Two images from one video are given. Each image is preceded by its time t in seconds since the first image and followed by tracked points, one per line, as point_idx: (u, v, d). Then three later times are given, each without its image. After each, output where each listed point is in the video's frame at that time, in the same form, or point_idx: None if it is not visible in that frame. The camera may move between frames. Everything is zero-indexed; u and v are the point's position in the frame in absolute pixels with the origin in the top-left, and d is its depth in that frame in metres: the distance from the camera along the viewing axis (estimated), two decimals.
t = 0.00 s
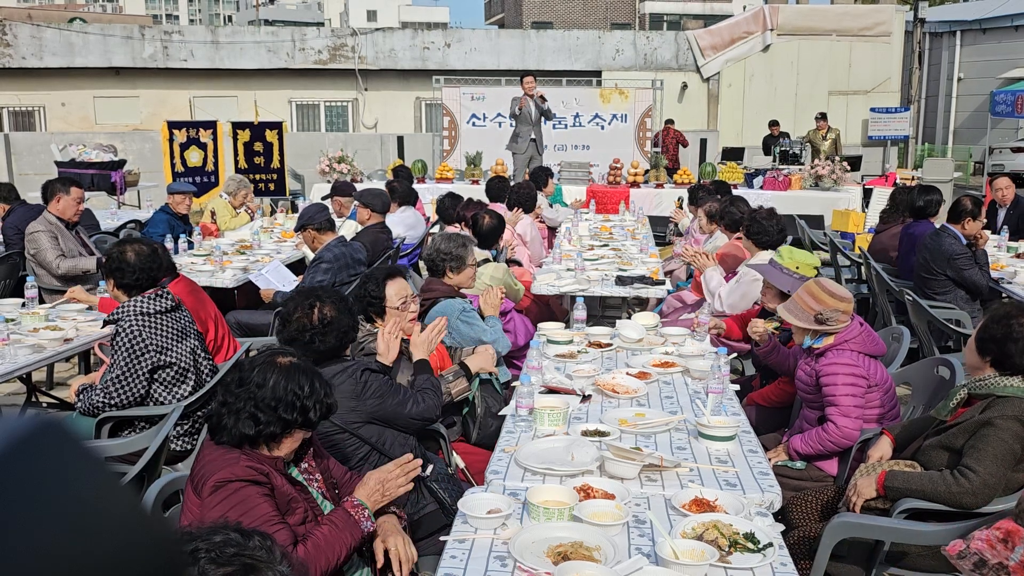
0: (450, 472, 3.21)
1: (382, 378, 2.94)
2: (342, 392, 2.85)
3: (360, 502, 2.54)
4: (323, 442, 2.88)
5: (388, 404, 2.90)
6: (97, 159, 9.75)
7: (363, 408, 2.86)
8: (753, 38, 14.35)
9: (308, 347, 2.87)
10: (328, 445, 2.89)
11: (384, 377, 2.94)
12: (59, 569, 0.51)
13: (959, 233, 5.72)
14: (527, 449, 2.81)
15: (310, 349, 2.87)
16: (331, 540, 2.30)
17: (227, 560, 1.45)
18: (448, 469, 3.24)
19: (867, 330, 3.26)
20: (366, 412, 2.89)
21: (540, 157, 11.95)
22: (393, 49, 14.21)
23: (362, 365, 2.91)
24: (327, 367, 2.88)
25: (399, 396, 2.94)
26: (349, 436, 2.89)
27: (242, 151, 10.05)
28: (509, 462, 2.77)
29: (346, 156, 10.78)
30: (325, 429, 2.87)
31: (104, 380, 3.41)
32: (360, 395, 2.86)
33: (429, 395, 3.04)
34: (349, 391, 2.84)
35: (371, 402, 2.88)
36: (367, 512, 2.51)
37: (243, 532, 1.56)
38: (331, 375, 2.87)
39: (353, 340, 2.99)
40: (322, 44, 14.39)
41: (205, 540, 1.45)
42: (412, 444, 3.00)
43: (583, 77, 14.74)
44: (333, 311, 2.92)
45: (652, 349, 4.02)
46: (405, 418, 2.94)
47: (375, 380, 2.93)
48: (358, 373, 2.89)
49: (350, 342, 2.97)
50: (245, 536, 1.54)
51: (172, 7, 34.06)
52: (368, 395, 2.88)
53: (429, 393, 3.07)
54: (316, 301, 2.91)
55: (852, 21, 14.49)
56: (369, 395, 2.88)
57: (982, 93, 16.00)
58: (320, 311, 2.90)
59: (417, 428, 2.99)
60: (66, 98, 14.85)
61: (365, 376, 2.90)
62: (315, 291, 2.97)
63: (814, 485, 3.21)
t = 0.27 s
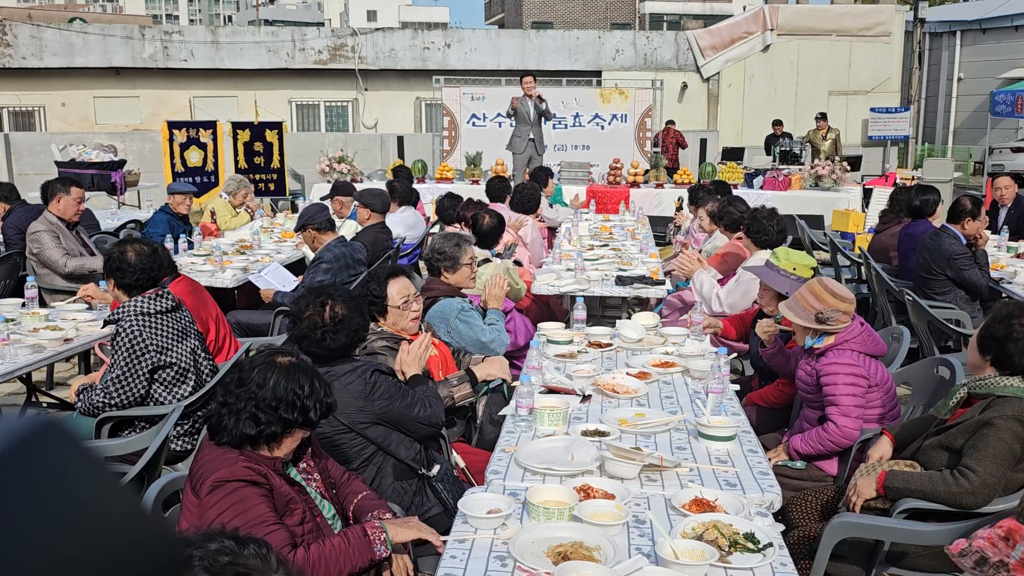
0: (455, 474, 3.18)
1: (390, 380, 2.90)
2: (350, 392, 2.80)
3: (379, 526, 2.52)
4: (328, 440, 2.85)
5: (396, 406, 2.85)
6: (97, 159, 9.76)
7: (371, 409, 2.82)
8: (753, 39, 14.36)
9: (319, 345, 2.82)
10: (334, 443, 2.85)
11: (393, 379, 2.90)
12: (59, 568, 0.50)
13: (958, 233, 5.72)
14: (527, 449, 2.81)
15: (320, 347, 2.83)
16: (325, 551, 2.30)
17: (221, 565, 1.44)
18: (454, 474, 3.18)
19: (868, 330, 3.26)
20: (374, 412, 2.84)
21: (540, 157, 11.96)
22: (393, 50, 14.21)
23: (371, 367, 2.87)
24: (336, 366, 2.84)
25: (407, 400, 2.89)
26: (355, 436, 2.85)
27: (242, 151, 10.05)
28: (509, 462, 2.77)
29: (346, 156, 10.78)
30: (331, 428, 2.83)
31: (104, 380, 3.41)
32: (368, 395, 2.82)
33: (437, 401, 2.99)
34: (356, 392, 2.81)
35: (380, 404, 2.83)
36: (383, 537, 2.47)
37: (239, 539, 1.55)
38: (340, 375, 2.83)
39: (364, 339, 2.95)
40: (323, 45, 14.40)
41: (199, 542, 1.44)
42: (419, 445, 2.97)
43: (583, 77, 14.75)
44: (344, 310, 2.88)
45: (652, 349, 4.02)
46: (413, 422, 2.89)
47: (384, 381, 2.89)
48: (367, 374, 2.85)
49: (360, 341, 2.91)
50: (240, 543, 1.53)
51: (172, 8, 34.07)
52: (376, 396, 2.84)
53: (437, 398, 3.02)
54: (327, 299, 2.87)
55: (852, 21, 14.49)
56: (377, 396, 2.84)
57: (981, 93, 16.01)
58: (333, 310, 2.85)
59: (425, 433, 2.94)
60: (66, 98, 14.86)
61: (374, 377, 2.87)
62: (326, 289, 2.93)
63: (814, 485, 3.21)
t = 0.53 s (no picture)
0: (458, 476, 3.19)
1: (396, 382, 2.90)
2: (355, 393, 2.80)
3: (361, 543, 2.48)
4: (332, 440, 2.86)
5: (400, 410, 2.85)
6: (97, 159, 9.76)
7: (375, 411, 2.82)
8: (753, 39, 14.37)
9: (324, 344, 2.82)
10: (337, 443, 2.86)
11: (398, 382, 2.89)
12: (60, 569, 0.50)
13: (958, 233, 5.72)
14: (527, 449, 2.81)
15: (325, 347, 2.83)
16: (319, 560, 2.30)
17: (221, 561, 1.44)
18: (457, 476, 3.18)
19: (869, 330, 3.26)
20: (378, 415, 2.83)
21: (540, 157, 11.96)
22: (393, 50, 14.22)
23: (376, 368, 2.87)
24: (343, 367, 2.83)
25: (411, 403, 2.88)
26: (358, 437, 2.85)
27: (242, 151, 10.06)
28: (509, 462, 2.77)
29: (346, 156, 10.78)
30: (335, 428, 2.84)
31: (104, 380, 3.41)
32: (371, 397, 2.81)
33: (441, 405, 2.98)
34: (359, 393, 2.80)
35: (384, 406, 2.83)
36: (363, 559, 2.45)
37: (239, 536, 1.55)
38: (345, 376, 2.83)
39: (370, 339, 2.94)
40: (323, 45, 14.41)
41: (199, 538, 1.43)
42: (422, 448, 2.97)
43: (583, 77, 14.76)
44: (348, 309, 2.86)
45: (652, 349, 4.02)
46: (415, 426, 2.88)
47: (388, 383, 2.88)
48: (372, 376, 2.84)
49: (365, 342, 2.90)
50: (241, 538, 1.53)
51: (172, 7, 34.08)
52: (381, 398, 2.83)
53: (440, 402, 3.01)
54: (334, 298, 2.87)
55: (852, 21, 14.49)
56: (382, 398, 2.83)
57: (981, 94, 16.01)
58: (338, 309, 2.85)
59: (427, 436, 2.93)
60: (66, 98, 14.87)
61: (378, 379, 2.86)
62: (331, 290, 2.92)
63: (813, 485, 3.21)
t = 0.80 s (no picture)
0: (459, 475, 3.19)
1: (397, 384, 2.89)
2: (356, 395, 2.79)
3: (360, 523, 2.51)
4: (331, 441, 2.85)
5: (401, 412, 2.83)
6: (97, 159, 9.75)
7: (375, 413, 2.81)
8: (753, 39, 14.36)
9: (325, 344, 2.82)
10: (336, 444, 2.85)
11: (399, 384, 2.88)
12: (59, 569, 0.50)
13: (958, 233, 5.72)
14: (527, 449, 2.81)
15: (326, 347, 2.83)
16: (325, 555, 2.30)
17: (223, 548, 1.45)
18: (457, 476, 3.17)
19: (869, 330, 3.26)
20: (378, 416, 2.82)
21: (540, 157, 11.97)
22: (393, 50, 14.21)
23: (377, 370, 2.86)
24: (345, 368, 2.83)
25: (412, 404, 2.87)
26: (358, 438, 2.84)
27: (242, 151, 10.06)
28: (509, 462, 2.77)
29: (346, 156, 10.78)
30: (335, 429, 2.83)
31: (105, 379, 3.40)
32: (372, 398, 2.81)
33: (442, 407, 2.97)
34: (359, 395, 2.80)
35: (384, 408, 2.82)
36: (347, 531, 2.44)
37: (240, 523, 1.58)
38: (347, 376, 2.82)
39: (372, 340, 2.94)
40: (322, 45, 14.41)
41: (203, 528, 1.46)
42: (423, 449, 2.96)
43: (583, 77, 14.75)
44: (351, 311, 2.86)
45: (652, 349, 4.02)
46: (416, 428, 2.87)
47: (389, 385, 2.87)
48: (374, 377, 2.84)
49: (366, 343, 2.90)
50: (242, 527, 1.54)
51: (172, 8, 34.05)
52: (381, 400, 2.82)
53: (441, 404, 3.00)
54: (337, 298, 2.87)
55: (852, 21, 14.49)
56: (382, 400, 2.82)
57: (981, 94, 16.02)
58: (341, 309, 2.85)
59: (427, 438, 2.92)
60: (66, 98, 14.87)
61: (380, 381, 2.85)
62: (333, 290, 2.92)
63: (813, 485, 3.21)
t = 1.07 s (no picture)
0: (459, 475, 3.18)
1: (396, 385, 2.90)
2: (356, 395, 2.80)
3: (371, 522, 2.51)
4: (330, 442, 2.84)
5: (400, 412, 2.85)
6: (97, 159, 9.75)
7: (375, 413, 2.81)
8: (753, 39, 14.36)
9: (324, 345, 2.82)
10: (335, 445, 2.85)
11: (399, 385, 2.89)
12: (59, 570, 0.50)
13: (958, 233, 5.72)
14: (527, 449, 2.81)
15: (325, 347, 2.83)
16: (329, 553, 2.29)
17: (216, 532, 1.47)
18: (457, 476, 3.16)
19: (869, 330, 3.26)
20: (378, 417, 2.83)
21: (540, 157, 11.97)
22: (393, 50, 14.22)
23: (377, 371, 2.87)
24: (344, 368, 2.84)
25: (412, 405, 2.88)
26: (357, 439, 2.85)
27: (242, 151, 10.05)
28: (509, 462, 2.77)
29: (346, 156, 10.78)
30: (333, 430, 2.82)
31: (104, 380, 3.40)
32: (372, 399, 2.81)
33: (442, 409, 2.97)
34: (358, 395, 2.80)
35: (384, 408, 2.83)
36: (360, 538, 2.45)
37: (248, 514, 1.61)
38: (347, 377, 2.83)
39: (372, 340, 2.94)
40: (323, 45, 14.41)
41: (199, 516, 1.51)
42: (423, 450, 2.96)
43: (583, 77, 14.76)
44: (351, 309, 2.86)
45: (652, 349, 4.02)
46: (415, 430, 2.88)
47: (389, 387, 2.88)
48: (373, 378, 2.85)
49: (366, 343, 2.89)
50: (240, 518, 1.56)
51: (172, 8, 34.06)
52: (381, 401, 2.83)
53: (441, 406, 3.00)
54: (337, 299, 2.86)
55: (852, 22, 14.49)
56: (382, 401, 2.83)
57: (981, 94, 16.02)
58: (340, 309, 2.84)
59: (426, 439, 2.93)
60: (66, 98, 14.87)
61: (379, 382, 2.86)
62: (335, 289, 2.92)
63: (814, 485, 3.21)
